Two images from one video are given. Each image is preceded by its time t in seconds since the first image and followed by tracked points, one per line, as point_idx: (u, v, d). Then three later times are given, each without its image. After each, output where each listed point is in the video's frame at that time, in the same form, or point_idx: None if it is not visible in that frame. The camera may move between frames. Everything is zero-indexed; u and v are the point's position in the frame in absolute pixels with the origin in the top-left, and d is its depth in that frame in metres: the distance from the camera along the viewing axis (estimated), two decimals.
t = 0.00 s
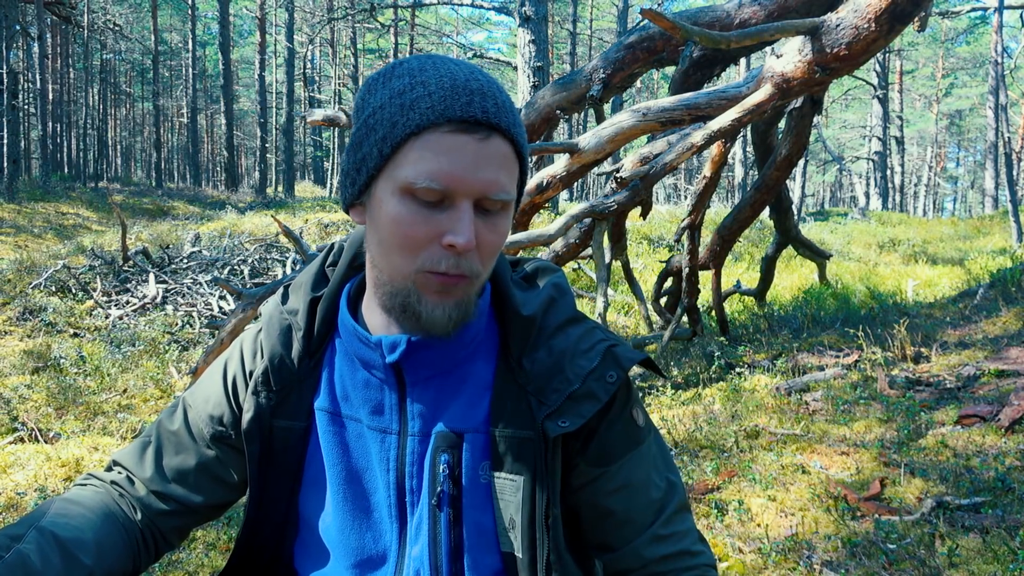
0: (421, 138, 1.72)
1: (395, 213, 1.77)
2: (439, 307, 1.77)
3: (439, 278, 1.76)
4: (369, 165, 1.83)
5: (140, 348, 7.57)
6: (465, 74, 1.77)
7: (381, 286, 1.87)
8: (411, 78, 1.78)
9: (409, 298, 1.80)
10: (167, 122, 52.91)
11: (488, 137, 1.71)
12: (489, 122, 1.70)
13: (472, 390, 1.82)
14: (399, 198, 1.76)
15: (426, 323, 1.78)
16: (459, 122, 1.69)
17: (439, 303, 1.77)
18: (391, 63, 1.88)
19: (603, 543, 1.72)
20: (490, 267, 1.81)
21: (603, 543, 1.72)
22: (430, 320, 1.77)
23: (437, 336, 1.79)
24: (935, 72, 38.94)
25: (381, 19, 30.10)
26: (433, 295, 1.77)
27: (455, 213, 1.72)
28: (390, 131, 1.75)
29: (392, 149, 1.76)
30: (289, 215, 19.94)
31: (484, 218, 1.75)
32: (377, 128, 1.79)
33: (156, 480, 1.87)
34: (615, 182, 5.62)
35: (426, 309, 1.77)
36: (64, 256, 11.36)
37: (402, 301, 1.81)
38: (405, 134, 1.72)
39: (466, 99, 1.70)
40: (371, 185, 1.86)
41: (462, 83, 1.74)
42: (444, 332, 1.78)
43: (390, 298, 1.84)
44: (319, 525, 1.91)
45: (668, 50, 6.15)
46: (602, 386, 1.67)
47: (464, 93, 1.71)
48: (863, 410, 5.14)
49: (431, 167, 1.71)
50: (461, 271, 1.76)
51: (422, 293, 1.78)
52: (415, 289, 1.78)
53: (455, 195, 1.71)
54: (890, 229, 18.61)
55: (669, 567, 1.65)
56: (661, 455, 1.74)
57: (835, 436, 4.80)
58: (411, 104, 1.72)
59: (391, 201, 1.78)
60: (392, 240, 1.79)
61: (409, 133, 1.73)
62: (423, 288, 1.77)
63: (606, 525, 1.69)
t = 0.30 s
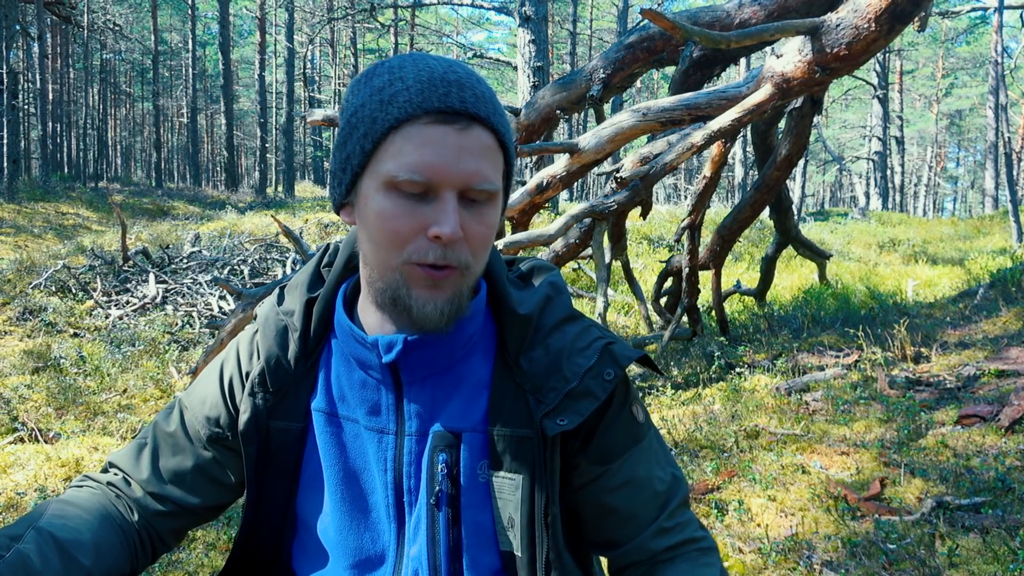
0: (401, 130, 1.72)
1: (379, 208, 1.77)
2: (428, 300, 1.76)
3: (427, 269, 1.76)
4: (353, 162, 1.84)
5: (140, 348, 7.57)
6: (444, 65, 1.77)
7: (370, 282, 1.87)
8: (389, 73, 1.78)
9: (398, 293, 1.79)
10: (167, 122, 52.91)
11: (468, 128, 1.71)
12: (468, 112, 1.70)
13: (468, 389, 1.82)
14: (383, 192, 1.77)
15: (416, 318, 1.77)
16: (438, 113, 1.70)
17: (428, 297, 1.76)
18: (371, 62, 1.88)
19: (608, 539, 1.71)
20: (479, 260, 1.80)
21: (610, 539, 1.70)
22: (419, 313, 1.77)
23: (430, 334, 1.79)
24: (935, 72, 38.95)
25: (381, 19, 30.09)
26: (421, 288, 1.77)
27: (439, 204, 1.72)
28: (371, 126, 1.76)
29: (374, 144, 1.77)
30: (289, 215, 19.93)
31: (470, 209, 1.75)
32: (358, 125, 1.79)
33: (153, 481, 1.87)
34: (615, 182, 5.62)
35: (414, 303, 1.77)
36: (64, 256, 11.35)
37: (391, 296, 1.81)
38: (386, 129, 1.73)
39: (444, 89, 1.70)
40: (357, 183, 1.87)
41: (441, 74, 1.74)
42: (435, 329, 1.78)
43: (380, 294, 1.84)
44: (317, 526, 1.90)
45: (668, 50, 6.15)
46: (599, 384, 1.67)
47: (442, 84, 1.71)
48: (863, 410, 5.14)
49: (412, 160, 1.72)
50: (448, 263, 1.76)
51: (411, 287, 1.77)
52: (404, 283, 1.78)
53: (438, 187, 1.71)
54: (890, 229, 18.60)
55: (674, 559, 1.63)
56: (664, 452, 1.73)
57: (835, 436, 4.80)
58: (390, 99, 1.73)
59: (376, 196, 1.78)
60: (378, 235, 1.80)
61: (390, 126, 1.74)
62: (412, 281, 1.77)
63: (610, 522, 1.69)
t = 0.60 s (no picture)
0: (389, 118, 1.81)
1: (373, 196, 1.83)
2: (424, 282, 1.80)
3: (422, 253, 1.80)
4: (347, 156, 1.92)
5: (140, 348, 7.57)
6: (428, 58, 1.86)
7: (368, 272, 1.91)
8: (376, 69, 1.88)
9: (395, 279, 1.84)
10: (167, 122, 52.95)
11: (453, 112, 1.78)
12: (452, 97, 1.77)
13: (470, 382, 1.82)
14: (376, 180, 1.83)
15: (417, 303, 1.82)
16: (423, 99, 1.78)
17: (425, 281, 1.81)
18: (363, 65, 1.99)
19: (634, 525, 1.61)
20: (474, 244, 1.84)
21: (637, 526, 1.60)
22: (417, 297, 1.81)
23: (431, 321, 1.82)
24: (935, 72, 38.96)
25: (381, 19, 30.09)
26: (418, 272, 1.81)
27: (428, 187, 1.78)
28: (359, 118, 1.85)
29: (364, 134, 1.86)
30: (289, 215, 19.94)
31: (460, 193, 1.79)
32: (349, 119, 1.89)
33: (155, 480, 1.87)
34: (615, 182, 5.62)
35: (412, 287, 1.81)
36: (64, 256, 11.35)
37: (389, 283, 1.85)
38: (373, 118, 1.82)
39: (427, 77, 1.79)
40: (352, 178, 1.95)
41: (426, 65, 1.83)
42: (436, 315, 1.81)
43: (379, 283, 1.88)
44: (320, 523, 1.90)
45: (668, 50, 6.16)
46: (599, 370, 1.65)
47: (426, 73, 1.80)
48: (863, 410, 5.14)
49: (401, 146, 1.79)
50: (442, 245, 1.80)
51: (408, 272, 1.82)
52: (400, 269, 1.82)
53: (427, 170, 1.77)
54: (889, 229, 18.60)
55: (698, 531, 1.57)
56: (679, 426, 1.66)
57: (835, 436, 4.81)
58: (376, 90, 1.82)
59: (368, 184, 1.85)
60: (372, 223, 1.86)
61: (378, 117, 1.82)
62: (407, 267, 1.81)
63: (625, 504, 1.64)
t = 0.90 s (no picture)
0: (386, 114, 1.82)
1: (371, 191, 1.83)
2: (423, 277, 1.80)
3: (420, 248, 1.80)
4: (345, 153, 1.92)
5: (140, 348, 7.57)
6: (424, 55, 1.87)
7: (366, 268, 1.91)
8: (373, 66, 1.89)
9: (394, 275, 1.83)
10: (167, 122, 52.94)
11: (450, 107, 1.79)
12: (449, 92, 1.78)
13: (469, 378, 1.82)
14: (374, 175, 1.83)
15: (415, 298, 1.82)
16: (420, 94, 1.79)
17: (424, 275, 1.80)
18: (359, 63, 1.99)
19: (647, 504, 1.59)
20: (471, 241, 1.83)
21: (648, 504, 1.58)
22: (416, 291, 1.81)
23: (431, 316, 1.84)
24: (935, 72, 38.99)
25: (381, 19, 30.08)
26: (417, 267, 1.81)
27: (426, 182, 1.78)
28: (357, 113, 1.86)
29: (361, 131, 1.86)
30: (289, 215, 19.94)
31: (458, 187, 1.79)
32: (346, 116, 1.90)
33: (158, 479, 1.88)
34: (615, 182, 5.62)
35: (411, 283, 1.81)
36: (64, 256, 11.36)
37: (387, 278, 1.85)
38: (371, 114, 1.83)
39: (424, 73, 1.80)
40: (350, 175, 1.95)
41: (422, 61, 1.84)
42: (434, 310, 1.82)
43: (377, 279, 1.88)
44: (321, 522, 1.90)
45: (668, 50, 6.16)
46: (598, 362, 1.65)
47: (422, 69, 1.81)
48: (863, 410, 5.13)
49: (399, 140, 1.79)
50: (440, 240, 1.79)
51: (406, 267, 1.81)
52: (399, 263, 1.82)
53: (425, 164, 1.77)
54: (889, 229, 18.61)
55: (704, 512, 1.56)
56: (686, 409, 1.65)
57: (835, 436, 4.81)
58: (374, 85, 1.83)
59: (365, 179, 1.85)
60: (370, 217, 1.85)
61: (376, 112, 1.83)
62: (406, 261, 1.81)
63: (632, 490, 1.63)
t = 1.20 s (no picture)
0: (385, 116, 1.82)
1: (370, 193, 1.82)
2: (425, 279, 1.79)
3: (422, 249, 1.78)
4: (344, 155, 1.91)
5: (140, 348, 7.57)
6: (421, 57, 1.87)
7: (367, 271, 1.89)
8: (371, 69, 1.89)
9: (395, 277, 1.82)
10: (167, 122, 52.95)
11: (448, 108, 1.79)
12: (446, 93, 1.78)
13: (468, 377, 1.82)
14: (374, 177, 1.82)
15: (416, 299, 1.81)
16: (418, 96, 1.79)
17: (425, 277, 1.79)
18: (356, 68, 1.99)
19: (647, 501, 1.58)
20: (471, 242, 1.82)
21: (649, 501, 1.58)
22: (418, 293, 1.80)
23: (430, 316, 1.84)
24: (935, 72, 39.00)
25: (381, 19, 30.07)
26: (419, 269, 1.79)
27: (426, 183, 1.77)
28: (355, 116, 1.86)
29: (360, 133, 1.86)
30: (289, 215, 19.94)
31: (457, 188, 1.79)
32: (344, 118, 1.89)
33: (157, 480, 1.88)
34: (614, 182, 5.61)
35: (412, 285, 1.80)
36: (64, 256, 11.35)
37: (389, 280, 1.83)
38: (369, 116, 1.83)
39: (422, 74, 1.80)
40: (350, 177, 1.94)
41: (420, 62, 1.84)
42: (435, 310, 1.81)
43: (378, 281, 1.86)
44: (321, 522, 1.89)
45: (668, 50, 6.16)
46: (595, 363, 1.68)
47: (420, 70, 1.81)
48: (863, 410, 5.13)
49: (397, 142, 1.79)
50: (440, 241, 1.78)
51: (408, 269, 1.80)
52: (400, 265, 1.80)
53: (424, 165, 1.77)
54: (890, 229, 18.59)
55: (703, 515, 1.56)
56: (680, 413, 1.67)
57: (835, 437, 4.81)
58: (372, 88, 1.83)
59: (365, 182, 1.85)
60: (370, 220, 1.84)
61: (376, 113, 1.83)
62: (407, 263, 1.80)
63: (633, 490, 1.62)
